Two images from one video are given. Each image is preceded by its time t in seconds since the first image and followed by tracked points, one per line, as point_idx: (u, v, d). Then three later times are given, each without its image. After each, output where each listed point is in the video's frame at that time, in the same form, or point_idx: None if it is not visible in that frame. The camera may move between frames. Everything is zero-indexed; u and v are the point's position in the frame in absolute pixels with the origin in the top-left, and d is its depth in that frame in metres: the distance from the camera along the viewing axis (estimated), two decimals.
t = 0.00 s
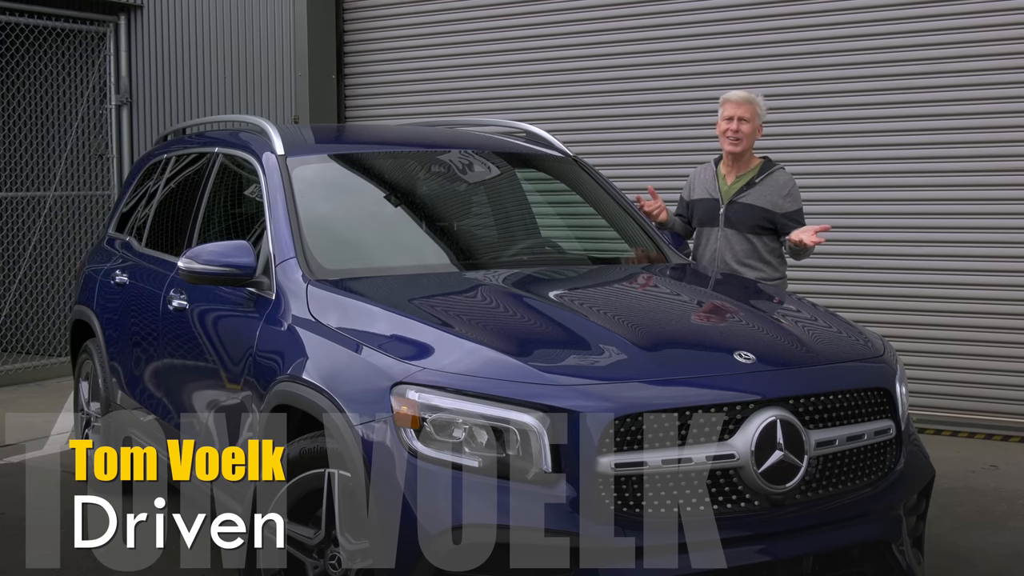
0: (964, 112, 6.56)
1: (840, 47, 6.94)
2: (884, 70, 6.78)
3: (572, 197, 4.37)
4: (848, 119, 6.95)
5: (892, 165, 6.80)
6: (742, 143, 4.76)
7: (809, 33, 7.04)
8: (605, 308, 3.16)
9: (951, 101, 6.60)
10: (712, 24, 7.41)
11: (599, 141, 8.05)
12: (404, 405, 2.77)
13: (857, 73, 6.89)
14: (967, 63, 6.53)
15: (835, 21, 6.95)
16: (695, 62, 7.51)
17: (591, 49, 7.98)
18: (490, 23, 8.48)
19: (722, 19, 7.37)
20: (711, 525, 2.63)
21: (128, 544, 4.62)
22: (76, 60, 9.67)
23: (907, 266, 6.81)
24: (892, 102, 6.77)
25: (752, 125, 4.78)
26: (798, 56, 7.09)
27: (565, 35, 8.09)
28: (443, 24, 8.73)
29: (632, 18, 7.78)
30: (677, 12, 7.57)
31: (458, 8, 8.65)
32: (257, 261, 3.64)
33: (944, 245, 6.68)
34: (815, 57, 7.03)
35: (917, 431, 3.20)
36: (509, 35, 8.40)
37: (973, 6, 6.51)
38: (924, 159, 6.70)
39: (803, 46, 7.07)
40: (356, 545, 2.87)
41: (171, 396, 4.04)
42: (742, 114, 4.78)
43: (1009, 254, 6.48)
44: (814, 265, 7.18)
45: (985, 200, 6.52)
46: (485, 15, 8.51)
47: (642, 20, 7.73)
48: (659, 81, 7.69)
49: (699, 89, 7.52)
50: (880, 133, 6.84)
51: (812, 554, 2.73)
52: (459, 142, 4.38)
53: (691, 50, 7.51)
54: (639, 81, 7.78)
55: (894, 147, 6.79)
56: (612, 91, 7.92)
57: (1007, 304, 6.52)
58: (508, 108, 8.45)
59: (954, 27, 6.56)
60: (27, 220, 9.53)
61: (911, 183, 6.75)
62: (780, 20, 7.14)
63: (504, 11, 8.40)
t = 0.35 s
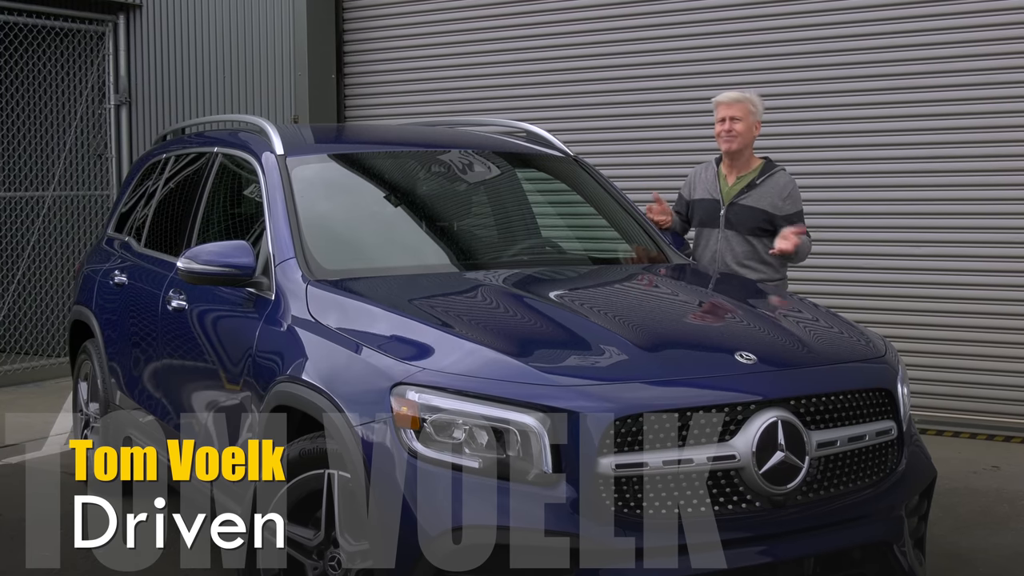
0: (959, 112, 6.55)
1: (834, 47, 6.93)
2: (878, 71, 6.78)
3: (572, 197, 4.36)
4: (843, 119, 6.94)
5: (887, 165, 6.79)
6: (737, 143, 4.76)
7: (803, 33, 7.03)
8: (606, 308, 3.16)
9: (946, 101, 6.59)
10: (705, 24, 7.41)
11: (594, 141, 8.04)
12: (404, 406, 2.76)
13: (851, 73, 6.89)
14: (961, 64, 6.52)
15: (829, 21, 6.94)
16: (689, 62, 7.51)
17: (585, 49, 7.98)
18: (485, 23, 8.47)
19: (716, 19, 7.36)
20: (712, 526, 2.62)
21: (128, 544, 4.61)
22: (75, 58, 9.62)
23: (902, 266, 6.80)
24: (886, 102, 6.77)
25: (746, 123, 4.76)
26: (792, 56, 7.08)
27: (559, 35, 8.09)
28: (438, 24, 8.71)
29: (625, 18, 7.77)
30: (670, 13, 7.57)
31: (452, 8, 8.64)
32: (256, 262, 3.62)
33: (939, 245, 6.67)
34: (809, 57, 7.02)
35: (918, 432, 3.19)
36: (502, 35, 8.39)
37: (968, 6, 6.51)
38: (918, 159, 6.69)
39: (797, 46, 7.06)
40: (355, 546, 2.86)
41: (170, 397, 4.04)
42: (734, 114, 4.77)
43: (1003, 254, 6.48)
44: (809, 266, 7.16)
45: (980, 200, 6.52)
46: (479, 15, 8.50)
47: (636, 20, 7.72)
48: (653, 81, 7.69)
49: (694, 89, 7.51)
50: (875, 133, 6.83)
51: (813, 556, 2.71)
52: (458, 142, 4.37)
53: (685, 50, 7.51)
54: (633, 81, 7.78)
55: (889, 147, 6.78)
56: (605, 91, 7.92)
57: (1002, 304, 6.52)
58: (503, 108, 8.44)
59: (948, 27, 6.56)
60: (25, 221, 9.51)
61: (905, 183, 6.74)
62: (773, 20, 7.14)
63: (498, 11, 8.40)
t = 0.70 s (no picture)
0: (953, 112, 6.54)
1: (828, 47, 6.92)
2: (872, 71, 6.77)
3: (573, 197, 4.35)
4: (837, 119, 6.93)
5: (883, 165, 6.78)
6: (724, 140, 4.80)
7: (797, 33, 7.01)
8: (607, 309, 3.15)
9: (940, 101, 6.58)
10: (699, 24, 7.40)
11: (590, 142, 8.02)
12: (404, 406, 2.75)
13: (844, 73, 6.88)
14: (956, 64, 6.52)
15: (822, 21, 6.93)
16: (682, 62, 7.50)
17: (578, 49, 7.97)
18: (479, 23, 8.46)
19: (709, 18, 7.36)
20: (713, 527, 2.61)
21: (128, 544, 4.59)
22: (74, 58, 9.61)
23: (898, 267, 6.78)
24: (880, 102, 6.76)
25: (733, 120, 4.78)
26: (785, 56, 7.08)
27: (553, 35, 8.09)
28: (432, 24, 8.70)
29: (619, 18, 7.77)
30: (664, 13, 7.56)
31: (447, 8, 8.63)
32: (256, 262, 3.61)
33: (934, 245, 6.66)
34: (802, 57, 7.01)
35: (920, 432, 3.18)
36: (496, 34, 8.39)
37: (962, 7, 6.51)
38: (914, 159, 6.68)
39: (790, 46, 7.05)
40: (355, 547, 2.85)
41: (169, 398, 4.03)
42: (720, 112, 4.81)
43: (998, 254, 6.47)
44: (806, 266, 7.15)
45: (975, 200, 6.51)
46: (474, 15, 8.49)
47: (630, 20, 7.72)
48: (647, 81, 7.68)
49: (688, 89, 7.51)
50: (870, 133, 6.82)
51: (814, 557, 2.71)
52: (457, 141, 4.36)
53: (679, 50, 7.50)
54: (627, 81, 7.78)
55: (884, 147, 6.77)
56: (599, 91, 7.91)
57: (997, 304, 6.51)
58: (497, 108, 8.43)
59: (942, 27, 6.55)
60: (23, 221, 9.50)
61: (901, 183, 6.73)
62: (767, 20, 7.13)
63: (492, 11, 8.39)
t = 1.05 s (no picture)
0: (947, 112, 6.54)
1: (822, 47, 6.92)
2: (866, 71, 6.77)
3: (573, 197, 4.34)
4: (831, 119, 6.93)
5: (878, 165, 6.78)
6: (720, 142, 4.79)
7: (791, 33, 7.01)
8: (607, 309, 3.14)
9: (934, 101, 6.57)
10: (693, 24, 7.40)
11: (586, 142, 8.01)
12: (403, 407, 2.74)
13: (838, 73, 6.88)
14: (950, 64, 6.51)
15: (817, 21, 6.93)
16: (677, 62, 7.50)
17: (573, 49, 7.97)
18: (474, 23, 8.46)
19: (704, 18, 7.36)
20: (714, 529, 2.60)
21: (128, 544, 4.59)
22: (73, 58, 9.59)
23: (895, 266, 6.77)
24: (875, 102, 6.75)
25: (728, 122, 4.76)
26: (780, 56, 7.07)
27: (547, 35, 8.09)
28: (427, 24, 8.69)
29: (613, 18, 7.76)
30: (658, 13, 7.57)
31: (441, 8, 8.62)
32: (255, 262, 3.60)
33: (930, 245, 6.65)
34: (796, 57, 7.01)
35: (922, 433, 3.17)
36: (490, 34, 8.39)
37: (956, 6, 6.50)
38: (910, 159, 6.67)
39: (785, 46, 7.04)
40: (355, 548, 2.84)
41: (168, 399, 4.02)
42: (714, 116, 4.79)
43: (991, 254, 6.47)
44: (803, 266, 7.14)
45: (970, 200, 6.50)
46: (468, 15, 8.48)
47: (624, 20, 7.72)
48: (642, 81, 7.68)
49: (682, 89, 7.50)
50: (865, 133, 6.81)
51: (815, 558, 2.69)
52: (457, 141, 4.34)
53: (673, 51, 7.51)
54: (622, 81, 7.77)
55: (877, 147, 6.78)
56: (594, 91, 7.91)
57: (991, 304, 6.51)
58: (493, 108, 8.42)
59: (936, 27, 6.55)
60: (22, 221, 9.49)
61: (897, 183, 6.72)
62: (762, 21, 7.13)
63: (485, 11, 8.39)
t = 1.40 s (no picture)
0: (940, 112, 6.53)
1: (816, 47, 6.92)
2: (860, 71, 6.77)
3: (574, 197, 4.33)
4: (825, 119, 6.92)
5: (873, 165, 6.77)
6: (715, 141, 4.80)
7: (784, 33, 7.01)
8: (608, 310, 3.13)
9: (927, 101, 6.57)
10: (687, 24, 7.41)
11: (582, 142, 8.01)
12: (404, 408, 2.73)
13: (831, 73, 6.88)
14: (944, 64, 6.50)
15: (810, 21, 6.93)
16: (670, 62, 7.51)
17: (566, 49, 7.98)
18: (469, 23, 8.46)
19: (698, 18, 7.36)
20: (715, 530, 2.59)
21: (128, 544, 4.58)
22: (72, 57, 9.57)
23: (891, 266, 6.77)
24: (869, 102, 6.75)
25: (722, 121, 4.79)
26: (773, 56, 7.07)
27: (540, 35, 8.10)
28: (421, 24, 8.70)
29: (607, 18, 7.77)
30: (652, 13, 7.58)
31: (435, 8, 8.63)
32: (254, 263, 3.59)
33: (925, 245, 6.64)
34: (790, 57, 7.01)
35: (924, 434, 3.16)
36: (485, 34, 8.39)
37: (950, 6, 6.50)
38: (905, 159, 6.66)
39: (779, 47, 7.04)
40: (355, 549, 2.83)
41: (167, 399, 4.01)
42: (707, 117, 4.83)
43: (985, 254, 6.47)
44: (799, 266, 7.14)
45: (965, 200, 6.50)
46: (463, 15, 8.48)
47: (618, 20, 7.72)
48: (636, 82, 7.68)
49: (676, 89, 7.51)
50: (859, 133, 6.82)
51: (817, 559, 2.68)
52: (456, 141, 4.33)
53: (666, 50, 7.52)
54: (616, 81, 7.78)
55: (872, 147, 6.77)
56: (588, 90, 7.91)
57: (986, 304, 6.51)
58: (490, 108, 8.42)
59: (930, 27, 6.54)
60: (20, 220, 9.47)
61: (892, 183, 6.71)
62: (755, 21, 7.14)
63: (479, 11, 8.40)
